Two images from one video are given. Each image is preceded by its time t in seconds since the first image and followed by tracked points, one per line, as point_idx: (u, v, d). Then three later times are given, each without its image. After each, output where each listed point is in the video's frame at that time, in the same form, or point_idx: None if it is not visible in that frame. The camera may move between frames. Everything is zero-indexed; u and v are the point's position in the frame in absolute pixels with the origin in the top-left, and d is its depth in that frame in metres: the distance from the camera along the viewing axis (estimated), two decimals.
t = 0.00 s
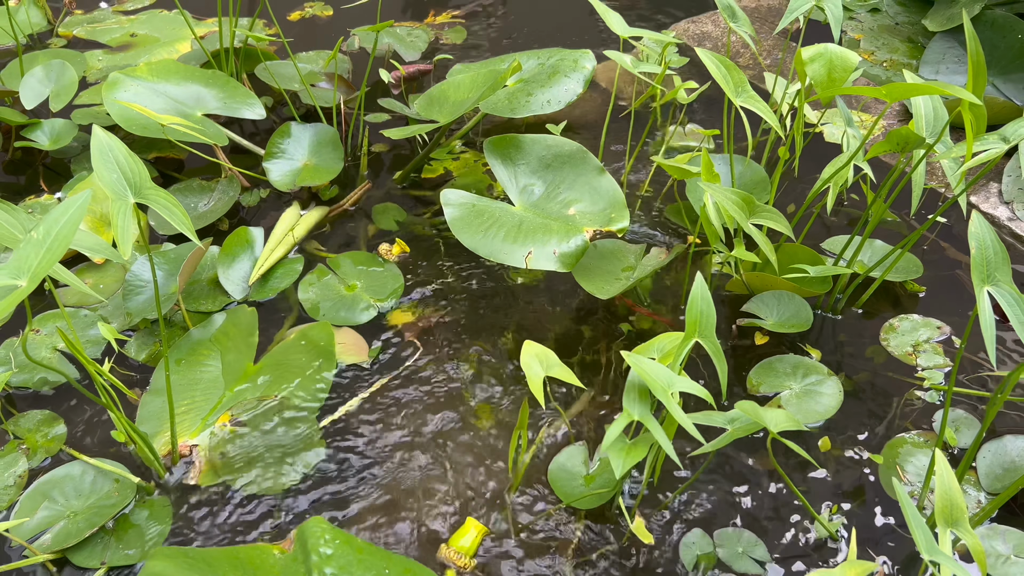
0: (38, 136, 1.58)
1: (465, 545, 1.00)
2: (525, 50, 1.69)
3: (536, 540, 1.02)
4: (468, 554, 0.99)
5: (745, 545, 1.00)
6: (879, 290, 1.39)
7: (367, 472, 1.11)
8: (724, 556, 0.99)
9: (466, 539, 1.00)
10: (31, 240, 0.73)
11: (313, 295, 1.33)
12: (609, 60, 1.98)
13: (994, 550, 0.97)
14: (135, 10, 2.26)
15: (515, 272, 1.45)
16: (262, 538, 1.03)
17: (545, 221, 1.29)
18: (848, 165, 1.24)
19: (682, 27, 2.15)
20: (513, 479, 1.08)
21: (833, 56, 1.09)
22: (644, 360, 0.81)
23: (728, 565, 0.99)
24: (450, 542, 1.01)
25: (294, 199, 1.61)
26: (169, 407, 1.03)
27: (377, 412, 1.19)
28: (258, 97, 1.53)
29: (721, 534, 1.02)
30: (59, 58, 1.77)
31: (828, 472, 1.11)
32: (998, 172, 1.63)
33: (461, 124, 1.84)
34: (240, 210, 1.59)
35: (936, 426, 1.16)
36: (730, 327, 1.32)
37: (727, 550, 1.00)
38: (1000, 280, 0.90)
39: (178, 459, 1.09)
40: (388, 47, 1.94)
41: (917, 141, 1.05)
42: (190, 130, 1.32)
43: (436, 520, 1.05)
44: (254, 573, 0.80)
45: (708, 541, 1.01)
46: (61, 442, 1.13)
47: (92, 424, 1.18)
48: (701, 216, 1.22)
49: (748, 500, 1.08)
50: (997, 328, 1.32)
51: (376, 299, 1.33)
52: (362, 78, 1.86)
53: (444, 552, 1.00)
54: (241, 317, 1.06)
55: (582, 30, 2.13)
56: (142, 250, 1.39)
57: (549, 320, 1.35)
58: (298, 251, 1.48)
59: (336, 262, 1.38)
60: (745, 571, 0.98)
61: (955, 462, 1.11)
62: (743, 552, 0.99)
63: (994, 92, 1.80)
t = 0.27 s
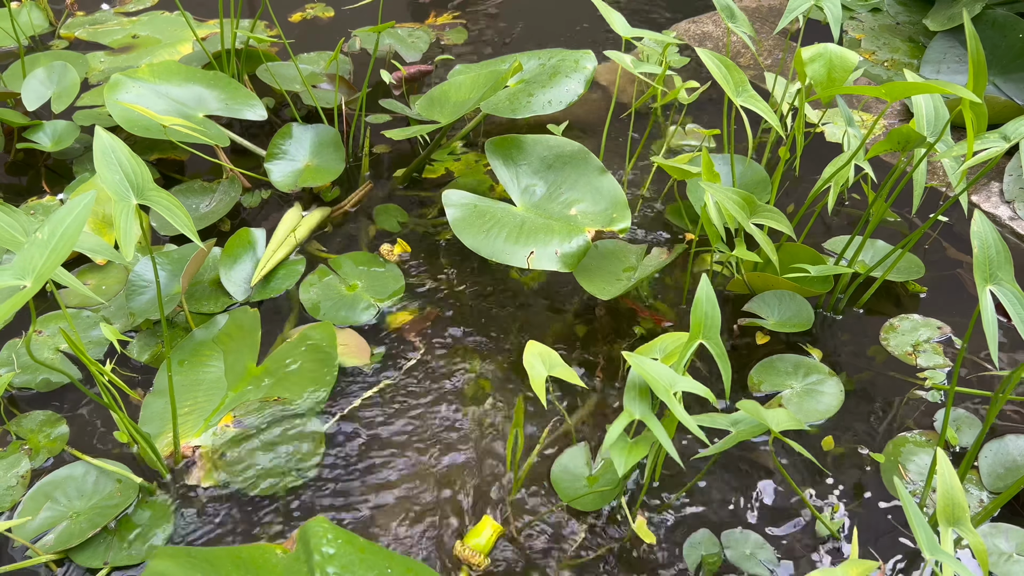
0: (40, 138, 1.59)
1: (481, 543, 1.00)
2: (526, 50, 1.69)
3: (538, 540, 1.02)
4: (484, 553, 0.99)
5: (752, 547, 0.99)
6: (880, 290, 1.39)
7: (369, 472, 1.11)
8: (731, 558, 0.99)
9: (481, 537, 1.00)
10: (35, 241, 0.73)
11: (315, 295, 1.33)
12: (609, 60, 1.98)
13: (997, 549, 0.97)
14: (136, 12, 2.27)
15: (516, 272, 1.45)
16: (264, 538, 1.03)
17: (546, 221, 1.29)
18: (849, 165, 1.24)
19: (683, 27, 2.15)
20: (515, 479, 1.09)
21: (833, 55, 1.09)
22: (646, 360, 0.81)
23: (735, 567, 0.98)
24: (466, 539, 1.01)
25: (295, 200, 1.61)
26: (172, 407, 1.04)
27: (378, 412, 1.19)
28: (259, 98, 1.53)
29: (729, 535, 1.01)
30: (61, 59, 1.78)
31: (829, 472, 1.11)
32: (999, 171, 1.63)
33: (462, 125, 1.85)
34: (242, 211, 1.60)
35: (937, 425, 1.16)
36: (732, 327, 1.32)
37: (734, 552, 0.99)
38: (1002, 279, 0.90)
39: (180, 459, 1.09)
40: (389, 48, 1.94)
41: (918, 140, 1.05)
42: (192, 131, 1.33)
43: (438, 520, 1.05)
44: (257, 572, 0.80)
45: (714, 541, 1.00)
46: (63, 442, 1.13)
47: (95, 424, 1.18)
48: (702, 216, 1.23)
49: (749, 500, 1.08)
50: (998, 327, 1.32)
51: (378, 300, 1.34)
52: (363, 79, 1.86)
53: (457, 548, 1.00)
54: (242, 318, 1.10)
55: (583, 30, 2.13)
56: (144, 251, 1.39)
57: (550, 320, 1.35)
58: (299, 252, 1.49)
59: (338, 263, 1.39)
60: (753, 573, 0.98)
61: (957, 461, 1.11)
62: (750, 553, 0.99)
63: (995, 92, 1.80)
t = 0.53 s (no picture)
0: (41, 138, 1.59)
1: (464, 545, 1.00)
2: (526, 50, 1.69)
3: (539, 539, 1.02)
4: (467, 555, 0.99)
5: (749, 545, 1.00)
6: (881, 288, 1.39)
7: (370, 471, 1.11)
8: (729, 556, 0.99)
9: (466, 539, 1.00)
10: (35, 238, 0.73)
11: (316, 295, 1.33)
12: (610, 60, 1.98)
13: (998, 548, 0.97)
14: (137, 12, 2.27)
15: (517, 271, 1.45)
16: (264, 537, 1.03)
17: (547, 220, 1.29)
18: (849, 163, 1.24)
19: (684, 26, 2.15)
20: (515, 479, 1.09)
21: (832, 54, 1.09)
22: (646, 359, 0.81)
23: (733, 565, 0.99)
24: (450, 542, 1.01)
25: (296, 200, 1.61)
26: (173, 407, 1.04)
27: (379, 412, 1.19)
28: (260, 97, 1.54)
29: (725, 533, 1.02)
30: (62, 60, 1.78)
31: (830, 471, 1.11)
32: (1001, 170, 1.63)
33: (463, 124, 1.85)
34: (243, 211, 1.60)
35: (938, 424, 1.16)
36: (733, 326, 1.32)
37: (732, 550, 0.99)
38: (1003, 277, 0.90)
39: (181, 458, 1.08)
40: (390, 48, 1.94)
41: (919, 138, 1.05)
42: (193, 131, 1.33)
43: (438, 520, 1.05)
44: (257, 571, 0.80)
45: (712, 540, 1.01)
46: (64, 442, 1.13)
47: (96, 424, 1.18)
48: (703, 215, 1.22)
49: (750, 499, 1.07)
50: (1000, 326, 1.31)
51: (378, 299, 1.33)
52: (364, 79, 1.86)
53: (443, 551, 1.00)
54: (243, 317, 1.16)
55: (584, 30, 2.13)
56: (145, 251, 1.39)
57: (551, 320, 1.35)
58: (300, 252, 1.49)
59: (338, 262, 1.39)
60: (750, 571, 0.98)
61: (959, 460, 1.11)
62: (748, 551, 0.99)
63: (997, 90, 1.80)
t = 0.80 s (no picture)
0: (44, 137, 1.59)
1: (478, 541, 0.99)
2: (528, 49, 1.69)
3: (543, 538, 1.02)
4: (480, 552, 0.99)
5: (748, 542, 1.00)
6: (885, 287, 1.39)
7: (373, 470, 1.11)
8: (729, 554, 0.99)
9: (477, 536, 1.00)
10: (38, 239, 0.72)
11: (318, 294, 1.33)
12: (612, 59, 1.97)
13: (1004, 546, 0.97)
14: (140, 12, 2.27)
15: (519, 270, 1.45)
16: (269, 535, 1.03)
17: (550, 219, 1.29)
18: (854, 161, 1.23)
19: (686, 25, 2.14)
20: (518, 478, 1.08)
21: (836, 52, 1.08)
22: (649, 356, 0.80)
23: (733, 563, 0.99)
24: (462, 539, 1.01)
25: (299, 199, 1.61)
26: (176, 406, 1.03)
27: (382, 411, 1.19)
28: (262, 97, 1.53)
29: (724, 531, 1.01)
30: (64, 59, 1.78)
31: (834, 470, 1.10)
32: (1005, 169, 1.62)
33: (465, 124, 1.85)
34: (245, 210, 1.60)
35: (943, 422, 1.15)
36: (736, 324, 1.32)
37: (731, 548, 0.99)
38: (1008, 275, 0.90)
39: (185, 458, 1.09)
40: (392, 47, 1.94)
41: (923, 136, 1.05)
42: (196, 130, 1.33)
43: (441, 518, 1.05)
44: (261, 570, 0.80)
45: (711, 539, 1.00)
46: (67, 441, 1.13)
47: (99, 423, 1.18)
48: (706, 214, 1.22)
49: (754, 498, 1.07)
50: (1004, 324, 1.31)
51: (381, 298, 1.33)
52: (366, 79, 1.86)
53: (456, 549, 1.00)
54: (247, 316, 1.15)
55: (586, 29, 2.13)
56: (148, 250, 1.39)
57: (554, 318, 1.35)
58: (303, 251, 1.49)
59: (341, 261, 1.39)
60: (750, 568, 0.98)
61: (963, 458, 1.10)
62: (747, 548, 0.99)
63: (1000, 89, 1.79)
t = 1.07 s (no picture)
0: (48, 138, 1.59)
1: (486, 541, 0.99)
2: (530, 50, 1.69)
3: (545, 538, 1.02)
4: (490, 552, 0.99)
5: (748, 541, 1.00)
6: (888, 287, 1.39)
7: (376, 470, 1.12)
8: (729, 553, 0.99)
9: (487, 535, 0.99)
10: (43, 240, 0.73)
11: (321, 294, 1.34)
12: (614, 59, 1.98)
13: (1006, 546, 0.97)
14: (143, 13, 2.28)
15: (522, 271, 1.45)
16: (273, 534, 1.04)
17: (552, 220, 1.29)
18: (856, 162, 1.24)
19: (688, 25, 2.14)
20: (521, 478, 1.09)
21: (839, 52, 1.09)
22: (650, 356, 0.80)
23: (734, 562, 0.99)
24: (471, 538, 1.00)
25: (302, 200, 1.62)
26: (180, 406, 1.03)
27: (384, 411, 1.20)
28: (265, 98, 1.54)
29: (724, 530, 1.02)
30: (68, 61, 1.79)
31: (837, 470, 1.10)
32: (1007, 169, 1.62)
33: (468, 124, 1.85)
34: (248, 211, 1.60)
35: (945, 422, 1.15)
36: (739, 324, 1.32)
37: (731, 547, 1.00)
38: (1010, 275, 0.90)
39: (189, 458, 1.08)
40: (394, 48, 1.94)
41: (925, 136, 1.05)
42: (199, 132, 1.33)
43: (444, 518, 1.05)
44: (265, 569, 0.80)
45: (711, 539, 1.00)
46: (71, 441, 1.13)
47: (103, 423, 1.18)
48: (709, 214, 1.22)
49: (757, 497, 1.07)
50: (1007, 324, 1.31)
51: (383, 298, 1.33)
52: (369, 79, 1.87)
53: (464, 547, 1.00)
54: (249, 317, 1.15)
55: (588, 29, 2.13)
56: (152, 251, 1.40)
57: (556, 318, 1.35)
58: (306, 251, 1.49)
59: (344, 262, 1.39)
60: (751, 567, 0.98)
61: (966, 458, 1.10)
62: (747, 547, 0.99)
63: (1002, 89, 1.79)
